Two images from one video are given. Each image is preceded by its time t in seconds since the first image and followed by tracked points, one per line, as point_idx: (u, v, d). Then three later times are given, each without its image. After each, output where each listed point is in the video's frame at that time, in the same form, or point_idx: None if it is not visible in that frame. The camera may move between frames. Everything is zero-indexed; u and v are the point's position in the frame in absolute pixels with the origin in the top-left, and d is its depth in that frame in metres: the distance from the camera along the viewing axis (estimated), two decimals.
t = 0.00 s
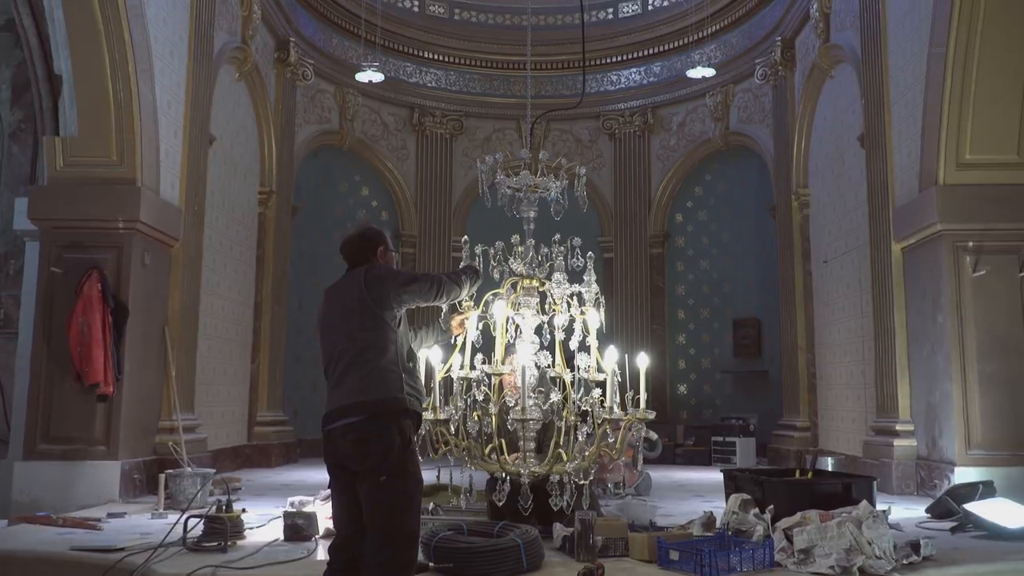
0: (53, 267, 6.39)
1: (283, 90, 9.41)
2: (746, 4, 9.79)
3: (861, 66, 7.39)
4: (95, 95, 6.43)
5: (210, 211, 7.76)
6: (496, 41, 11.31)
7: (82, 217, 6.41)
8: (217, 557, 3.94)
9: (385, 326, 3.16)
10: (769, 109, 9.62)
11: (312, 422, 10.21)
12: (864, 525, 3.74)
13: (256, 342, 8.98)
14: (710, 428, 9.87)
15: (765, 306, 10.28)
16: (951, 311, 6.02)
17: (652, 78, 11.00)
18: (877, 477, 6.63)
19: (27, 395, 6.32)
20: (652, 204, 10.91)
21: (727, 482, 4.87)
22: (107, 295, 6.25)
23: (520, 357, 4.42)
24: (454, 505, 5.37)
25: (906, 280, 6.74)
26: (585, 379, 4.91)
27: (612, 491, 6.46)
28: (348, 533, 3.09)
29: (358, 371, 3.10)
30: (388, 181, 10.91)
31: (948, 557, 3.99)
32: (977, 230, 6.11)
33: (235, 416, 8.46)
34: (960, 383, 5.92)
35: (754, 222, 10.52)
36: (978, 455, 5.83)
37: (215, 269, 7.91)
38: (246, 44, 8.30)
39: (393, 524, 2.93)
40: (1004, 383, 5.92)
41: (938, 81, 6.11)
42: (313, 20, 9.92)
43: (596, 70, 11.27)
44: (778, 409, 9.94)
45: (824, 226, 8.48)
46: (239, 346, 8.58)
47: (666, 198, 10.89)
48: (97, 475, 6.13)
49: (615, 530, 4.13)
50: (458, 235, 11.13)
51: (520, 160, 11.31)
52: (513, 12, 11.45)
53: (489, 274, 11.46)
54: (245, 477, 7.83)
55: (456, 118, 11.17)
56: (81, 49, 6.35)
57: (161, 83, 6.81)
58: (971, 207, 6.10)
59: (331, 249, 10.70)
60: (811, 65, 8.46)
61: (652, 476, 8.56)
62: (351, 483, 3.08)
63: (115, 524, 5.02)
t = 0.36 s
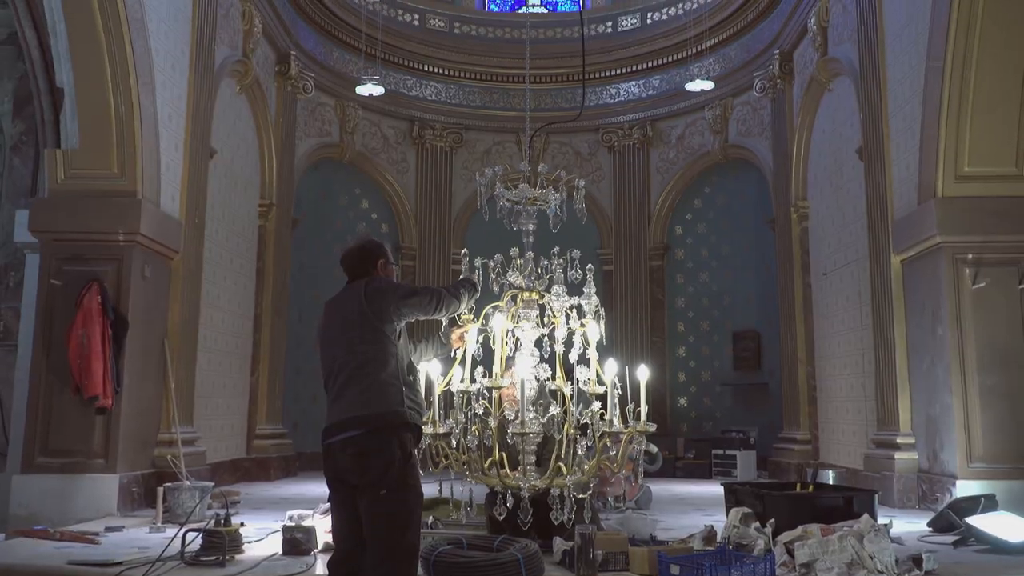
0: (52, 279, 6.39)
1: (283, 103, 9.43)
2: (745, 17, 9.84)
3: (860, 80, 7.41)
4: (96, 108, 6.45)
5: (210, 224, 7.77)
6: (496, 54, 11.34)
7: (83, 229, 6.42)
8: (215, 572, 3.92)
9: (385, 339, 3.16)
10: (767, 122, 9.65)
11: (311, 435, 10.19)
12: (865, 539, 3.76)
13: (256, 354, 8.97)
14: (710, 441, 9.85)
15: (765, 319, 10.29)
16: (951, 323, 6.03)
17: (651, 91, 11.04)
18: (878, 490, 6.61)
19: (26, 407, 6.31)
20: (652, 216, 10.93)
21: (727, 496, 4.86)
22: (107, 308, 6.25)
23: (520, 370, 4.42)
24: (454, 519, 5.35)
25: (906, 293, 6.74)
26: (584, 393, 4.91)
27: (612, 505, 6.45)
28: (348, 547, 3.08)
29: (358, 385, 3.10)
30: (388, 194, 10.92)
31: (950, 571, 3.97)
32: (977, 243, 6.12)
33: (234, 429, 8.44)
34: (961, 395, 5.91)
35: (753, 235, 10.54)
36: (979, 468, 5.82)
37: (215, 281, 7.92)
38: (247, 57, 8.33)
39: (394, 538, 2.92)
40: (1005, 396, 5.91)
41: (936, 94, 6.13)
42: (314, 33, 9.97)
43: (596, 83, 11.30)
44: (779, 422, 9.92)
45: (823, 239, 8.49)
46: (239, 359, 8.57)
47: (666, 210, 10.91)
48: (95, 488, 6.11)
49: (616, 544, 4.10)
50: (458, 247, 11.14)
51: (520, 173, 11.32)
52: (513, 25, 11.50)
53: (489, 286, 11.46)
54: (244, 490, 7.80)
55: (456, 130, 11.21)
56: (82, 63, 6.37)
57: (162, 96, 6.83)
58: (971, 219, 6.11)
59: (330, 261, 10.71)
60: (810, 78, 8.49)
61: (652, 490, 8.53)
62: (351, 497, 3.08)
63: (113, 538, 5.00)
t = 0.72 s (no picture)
0: (53, 308, 6.40)
1: (285, 133, 9.48)
2: (742, 47, 9.95)
3: (858, 110, 7.46)
4: (98, 137, 6.48)
5: (210, 252, 7.77)
6: (496, 84, 11.49)
7: (84, 258, 6.43)
8: None
9: (383, 369, 3.16)
10: (766, 151, 9.70)
11: (310, 465, 10.12)
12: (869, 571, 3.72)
13: (256, 383, 8.95)
14: (711, 471, 9.78)
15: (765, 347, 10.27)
16: (952, 351, 6.02)
17: (650, 121, 11.12)
18: (882, 521, 6.55)
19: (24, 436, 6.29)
20: (651, 245, 10.95)
21: (730, 526, 4.83)
22: (107, 336, 6.25)
23: (520, 399, 4.41)
24: (454, 551, 5.30)
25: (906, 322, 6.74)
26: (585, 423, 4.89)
27: (613, 536, 6.39)
28: None
29: (356, 415, 3.09)
30: (388, 222, 10.94)
31: None
32: (976, 271, 6.12)
33: (233, 459, 8.39)
34: (963, 424, 5.88)
35: (753, 263, 10.57)
36: (983, 498, 5.78)
37: (215, 310, 7.91)
38: (249, 87, 8.39)
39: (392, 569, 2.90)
40: (1007, 426, 5.88)
41: (934, 123, 6.17)
42: (315, 64, 10.06)
43: (595, 112, 11.42)
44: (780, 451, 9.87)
45: (823, 267, 8.50)
46: (238, 387, 8.54)
47: (666, 239, 10.93)
48: (92, 519, 6.06)
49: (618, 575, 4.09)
50: (458, 276, 11.14)
51: (520, 202, 11.35)
52: (513, 56, 11.67)
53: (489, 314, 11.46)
54: (242, 521, 7.73)
55: (456, 160, 11.26)
56: (85, 93, 6.42)
57: (165, 125, 6.87)
58: (971, 247, 6.12)
59: (331, 290, 10.72)
60: (808, 107, 8.55)
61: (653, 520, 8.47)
62: (349, 528, 3.06)
63: (109, 570, 4.95)
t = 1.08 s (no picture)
0: (53, 346, 6.40)
1: (287, 172, 9.53)
2: (739, 87, 10.07)
3: (856, 149, 7.52)
4: (101, 176, 6.50)
5: (211, 291, 7.77)
6: (497, 124, 11.63)
7: (85, 296, 6.44)
8: None
9: (380, 413, 3.14)
10: (766, 189, 9.75)
11: (308, 505, 10.03)
12: None
13: (255, 422, 8.90)
14: (714, 511, 9.69)
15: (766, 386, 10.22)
16: (954, 390, 5.99)
17: (650, 159, 11.21)
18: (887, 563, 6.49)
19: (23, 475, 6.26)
20: (652, 282, 10.96)
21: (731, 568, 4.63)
22: (106, 375, 6.23)
23: (520, 439, 4.39)
24: None
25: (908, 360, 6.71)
26: (585, 462, 4.90)
27: None
28: None
29: (354, 461, 3.06)
30: (388, 260, 10.95)
31: None
32: (977, 309, 6.11)
33: (232, 499, 8.32)
34: (967, 464, 5.85)
35: (753, 301, 10.56)
36: (988, 539, 5.73)
37: (215, 349, 7.90)
38: (252, 127, 8.46)
39: None
40: (1012, 466, 5.83)
41: (932, 162, 6.21)
42: (318, 103, 10.17)
43: (595, 151, 11.53)
44: (783, 491, 9.78)
45: (823, 305, 8.51)
46: (237, 426, 8.49)
47: (666, 276, 10.93)
48: (88, 560, 6.01)
49: None
50: (458, 314, 11.13)
51: (519, 240, 11.39)
52: (513, 95, 11.85)
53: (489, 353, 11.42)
54: (239, 562, 7.65)
55: (456, 198, 11.30)
56: (90, 133, 6.46)
57: (167, 165, 6.91)
58: (971, 285, 6.11)
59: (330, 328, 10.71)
60: (806, 146, 8.61)
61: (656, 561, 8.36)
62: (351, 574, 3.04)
63: None
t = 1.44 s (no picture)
0: (52, 390, 6.39)
1: (289, 215, 9.57)
2: (737, 131, 10.17)
3: (855, 193, 7.56)
4: (103, 220, 6.52)
5: (211, 335, 7.76)
6: (497, 167, 11.71)
7: (85, 339, 6.44)
8: None
9: (377, 464, 3.24)
10: (766, 232, 9.80)
11: (307, 551, 9.91)
12: None
13: (254, 466, 8.83)
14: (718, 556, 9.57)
15: (769, 429, 10.14)
16: (958, 434, 5.94)
17: (650, 203, 11.27)
18: None
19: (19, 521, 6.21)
20: (652, 325, 10.96)
21: None
22: (105, 420, 6.18)
23: (519, 483, 4.38)
24: None
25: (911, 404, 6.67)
26: (585, 507, 4.89)
27: None
28: None
29: (354, 512, 3.19)
30: (388, 302, 10.95)
31: None
32: (979, 351, 6.10)
33: (229, 545, 8.23)
34: (972, 510, 5.80)
35: (753, 343, 10.50)
36: None
37: (215, 392, 7.87)
38: (255, 171, 8.52)
39: None
40: (1018, 512, 5.77)
41: (931, 205, 6.24)
42: (320, 147, 10.26)
43: (595, 194, 11.61)
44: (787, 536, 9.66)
45: (824, 348, 8.49)
46: (236, 471, 8.42)
47: (667, 318, 10.94)
48: None
49: None
50: (458, 356, 11.10)
51: (519, 283, 11.42)
52: (514, 139, 11.96)
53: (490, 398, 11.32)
54: None
55: (457, 241, 11.34)
56: (93, 177, 6.49)
57: (170, 209, 6.94)
58: (973, 329, 6.11)
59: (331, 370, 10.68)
60: (805, 190, 8.67)
61: None
62: None
63: None
